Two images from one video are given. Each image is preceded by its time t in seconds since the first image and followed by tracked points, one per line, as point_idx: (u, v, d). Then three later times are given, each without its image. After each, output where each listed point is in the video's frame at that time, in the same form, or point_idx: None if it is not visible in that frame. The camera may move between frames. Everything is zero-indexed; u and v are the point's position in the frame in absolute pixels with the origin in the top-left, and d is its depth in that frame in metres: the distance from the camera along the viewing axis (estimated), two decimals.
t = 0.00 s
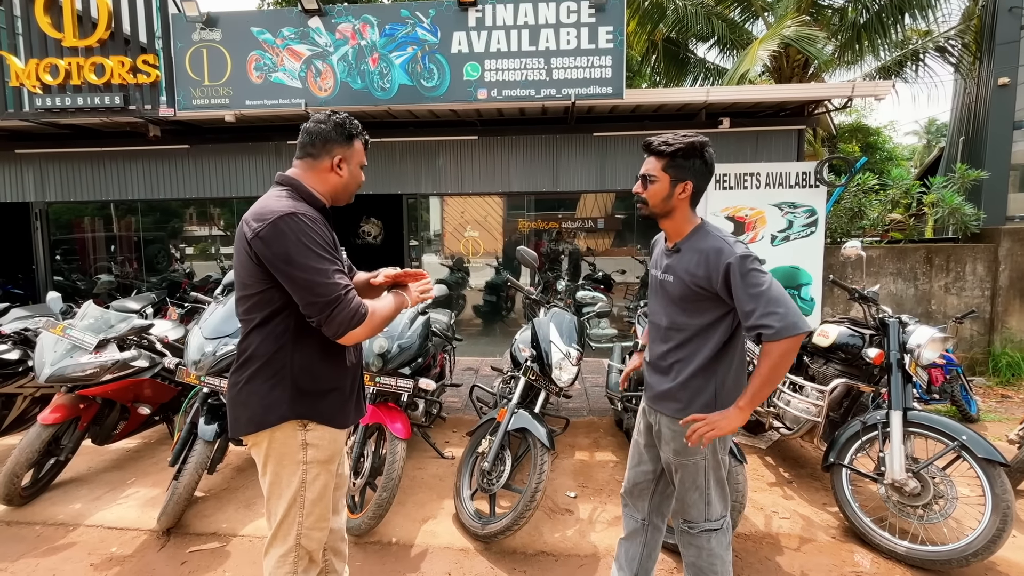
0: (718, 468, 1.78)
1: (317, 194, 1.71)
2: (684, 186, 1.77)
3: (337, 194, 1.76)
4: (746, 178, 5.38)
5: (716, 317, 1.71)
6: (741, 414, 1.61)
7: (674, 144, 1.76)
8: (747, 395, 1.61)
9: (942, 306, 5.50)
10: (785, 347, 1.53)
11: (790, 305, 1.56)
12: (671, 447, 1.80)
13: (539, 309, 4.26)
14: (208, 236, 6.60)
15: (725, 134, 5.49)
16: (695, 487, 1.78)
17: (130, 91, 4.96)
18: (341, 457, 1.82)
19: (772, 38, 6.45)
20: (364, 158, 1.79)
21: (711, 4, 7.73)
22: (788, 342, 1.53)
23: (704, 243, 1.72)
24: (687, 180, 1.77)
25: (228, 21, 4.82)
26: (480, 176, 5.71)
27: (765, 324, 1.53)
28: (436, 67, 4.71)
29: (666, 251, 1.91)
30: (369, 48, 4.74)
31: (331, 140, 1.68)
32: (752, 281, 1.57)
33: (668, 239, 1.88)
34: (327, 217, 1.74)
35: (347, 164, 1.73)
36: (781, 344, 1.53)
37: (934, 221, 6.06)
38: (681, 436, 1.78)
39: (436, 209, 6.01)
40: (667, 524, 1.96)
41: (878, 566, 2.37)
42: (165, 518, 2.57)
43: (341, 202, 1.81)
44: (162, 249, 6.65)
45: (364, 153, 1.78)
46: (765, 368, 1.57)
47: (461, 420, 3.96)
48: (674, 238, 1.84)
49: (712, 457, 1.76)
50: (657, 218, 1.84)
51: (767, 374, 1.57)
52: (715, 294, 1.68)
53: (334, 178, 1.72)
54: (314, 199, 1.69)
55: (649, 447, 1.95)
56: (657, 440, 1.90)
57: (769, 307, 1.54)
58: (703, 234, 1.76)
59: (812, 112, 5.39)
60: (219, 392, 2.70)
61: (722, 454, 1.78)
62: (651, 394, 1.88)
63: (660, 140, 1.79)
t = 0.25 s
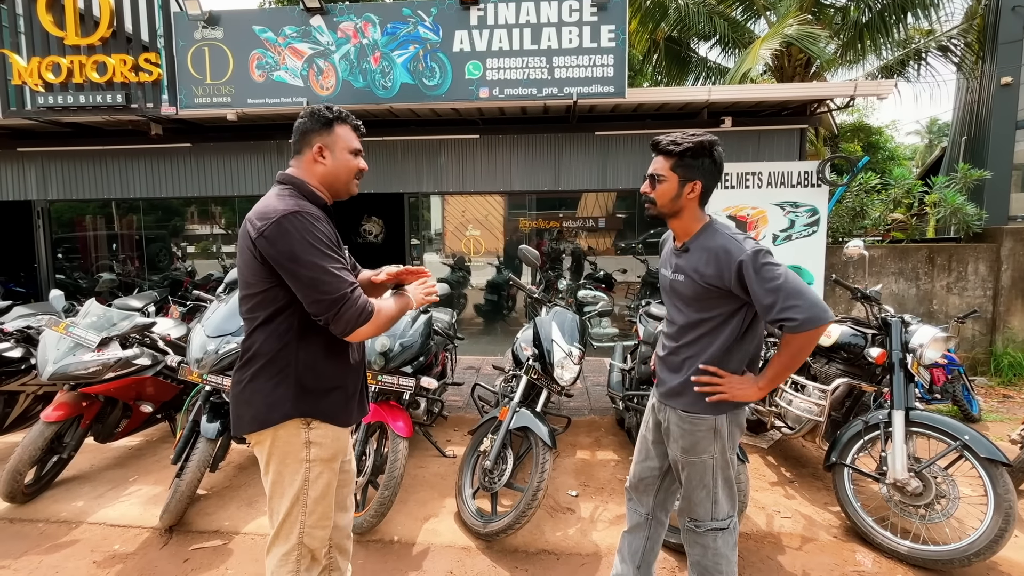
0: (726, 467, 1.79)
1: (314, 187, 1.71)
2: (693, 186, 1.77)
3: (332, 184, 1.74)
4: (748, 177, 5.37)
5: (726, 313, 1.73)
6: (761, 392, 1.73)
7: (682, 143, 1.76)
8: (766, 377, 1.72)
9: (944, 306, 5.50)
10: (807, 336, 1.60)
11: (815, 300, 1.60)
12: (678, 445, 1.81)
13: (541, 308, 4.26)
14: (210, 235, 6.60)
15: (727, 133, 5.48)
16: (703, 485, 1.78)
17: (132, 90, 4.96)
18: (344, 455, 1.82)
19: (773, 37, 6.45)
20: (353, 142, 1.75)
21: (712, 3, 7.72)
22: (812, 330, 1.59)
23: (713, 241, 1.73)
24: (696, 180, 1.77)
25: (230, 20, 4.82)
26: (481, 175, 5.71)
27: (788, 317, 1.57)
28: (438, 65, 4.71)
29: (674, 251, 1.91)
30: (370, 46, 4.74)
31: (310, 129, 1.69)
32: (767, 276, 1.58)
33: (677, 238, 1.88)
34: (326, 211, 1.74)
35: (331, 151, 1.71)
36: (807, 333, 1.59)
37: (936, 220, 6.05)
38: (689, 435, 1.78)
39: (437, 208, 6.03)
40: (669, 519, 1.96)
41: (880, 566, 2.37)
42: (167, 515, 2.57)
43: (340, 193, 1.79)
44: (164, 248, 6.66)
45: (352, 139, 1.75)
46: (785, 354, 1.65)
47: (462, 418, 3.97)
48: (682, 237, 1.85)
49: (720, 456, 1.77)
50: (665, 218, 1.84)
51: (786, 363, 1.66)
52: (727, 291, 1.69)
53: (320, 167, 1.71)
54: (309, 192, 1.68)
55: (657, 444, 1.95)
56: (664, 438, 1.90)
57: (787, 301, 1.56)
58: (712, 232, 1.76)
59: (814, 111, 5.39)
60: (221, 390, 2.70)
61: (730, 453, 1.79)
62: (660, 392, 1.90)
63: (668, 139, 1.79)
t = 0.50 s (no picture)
0: (730, 465, 1.80)
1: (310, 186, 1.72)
2: (698, 185, 1.77)
3: (328, 182, 1.74)
4: (749, 177, 5.37)
5: (729, 312, 1.74)
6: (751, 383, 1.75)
7: (689, 143, 1.76)
8: (759, 369, 1.73)
9: (945, 306, 5.50)
10: (805, 339, 1.62)
11: (819, 303, 1.63)
12: (682, 444, 1.82)
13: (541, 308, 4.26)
14: (210, 234, 6.59)
15: (728, 133, 5.47)
16: (707, 483, 1.79)
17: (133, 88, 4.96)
18: (346, 453, 1.80)
19: (775, 37, 6.45)
20: (346, 138, 1.74)
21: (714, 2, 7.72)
22: (808, 335, 1.62)
23: (718, 240, 1.73)
24: (702, 179, 1.77)
25: (231, 18, 4.82)
26: (482, 174, 5.70)
27: (789, 319, 1.60)
28: (439, 64, 4.71)
29: (678, 250, 1.91)
30: (371, 45, 4.74)
31: (302, 130, 1.70)
32: (774, 277, 1.61)
33: (681, 237, 1.88)
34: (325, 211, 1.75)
35: (323, 150, 1.71)
36: (806, 337, 1.61)
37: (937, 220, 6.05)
38: (693, 432, 1.79)
39: (438, 208, 6.08)
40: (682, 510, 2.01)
41: (881, 566, 2.37)
42: (169, 514, 2.58)
43: (338, 191, 1.78)
44: (164, 247, 6.67)
45: (345, 135, 1.74)
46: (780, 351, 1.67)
47: (463, 417, 3.97)
48: (687, 236, 1.85)
49: (724, 453, 1.79)
50: (670, 217, 1.84)
51: (780, 359, 1.69)
52: (731, 290, 1.70)
53: (315, 166, 1.72)
54: (306, 192, 1.69)
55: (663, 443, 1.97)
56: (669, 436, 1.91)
57: (791, 303, 1.59)
58: (716, 231, 1.76)
59: (816, 110, 5.38)
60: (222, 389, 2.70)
61: (734, 450, 1.80)
62: (662, 391, 1.90)
63: (674, 138, 1.79)
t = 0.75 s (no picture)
0: (722, 457, 1.81)
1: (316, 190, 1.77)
2: (687, 186, 1.77)
3: (333, 186, 1.79)
4: (750, 176, 5.37)
5: (716, 308, 1.75)
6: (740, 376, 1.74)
7: (679, 144, 1.76)
8: (748, 362, 1.73)
9: (945, 306, 5.49)
10: (787, 334, 1.63)
11: (801, 298, 1.63)
12: (676, 437, 1.83)
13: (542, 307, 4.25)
14: (211, 232, 6.58)
15: (728, 132, 5.47)
16: (701, 477, 1.79)
17: (133, 87, 4.95)
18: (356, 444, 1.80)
19: (775, 36, 6.45)
20: (353, 145, 1.77)
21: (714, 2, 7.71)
22: (792, 330, 1.63)
23: (706, 239, 1.74)
24: (691, 180, 1.77)
25: (231, 17, 4.82)
26: (482, 173, 5.70)
27: (772, 315, 1.61)
28: (439, 63, 4.70)
29: (666, 249, 1.91)
30: (372, 44, 4.73)
31: (311, 136, 1.74)
32: (758, 274, 1.62)
33: (670, 236, 1.88)
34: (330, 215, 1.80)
35: (331, 156, 1.74)
36: (789, 331, 1.62)
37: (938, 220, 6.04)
38: (685, 426, 1.79)
39: (438, 207, 6.08)
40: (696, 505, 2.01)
41: (881, 566, 2.37)
42: (168, 513, 2.57)
43: (345, 194, 1.82)
44: (165, 246, 6.66)
45: (352, 141, 1.77)
46: (766, 345, 1.67)
47: (463, 417, 3.97)
48: (675, 236, 1.85)
49: (716, 446, 1.79)
50: (659, 216, 1.84)
51: (763, 353, 1.70)
52: (718, 286, 1.71)
53: (323, 171, 1.77)
54: (310, 194, 1.74)
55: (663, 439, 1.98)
56: (665, 431, 1.93)
57: (775, 300, 1.60)
58: (704, 230, 1.77)
59: (816, 110, 5.38)
60: (222, 387, 2.70)
61: (726, 443, 1.81)
62: (654, 388, 1.91)
63: (665, 139, 1.78)
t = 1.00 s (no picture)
0: (713, 451, 1.81)
1: (330, 192, 1.92)
2: (671, 189, 1.78)
3: (347, 188, 1.93)
4: (750, 176, 5.37)
5: (703, 306, 1.74)
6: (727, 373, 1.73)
7: (662, 148, 1.75)
8: (734, 359, 1.72)
9: (945, 306, 5.50)
10: (769, 330, 1.62)
11: (781, 294, 1.62)
12: (667, 432, 1.82)
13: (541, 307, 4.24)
14: (211, 232, 6.57)
15: (728, 131, 5.46)
16: (692, 471, 1.79)
17: (133, 86, 4.94)
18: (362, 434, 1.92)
19: (775, 35, 6.44)
20: (365, 149, 1.91)
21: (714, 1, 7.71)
22: (774, 326, 1.61)
23: (691, 238, 1.73)
24: (675, 183, 1.77)
25: (231, 16, 4.82)
26: (482, 172, 5.69)
27: (753, 311, 1.59)
28: (439, 62, 4.70)
29: (656, 249, 1.91)
30: (372, 43, 4.73)
31: (326, 143, 1.89)
32: (740, 271, 1.60)
33: (658, 238, 1.89)
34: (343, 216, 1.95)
35: (344, 160, 1.90)
36: (770, 328, 1.61)
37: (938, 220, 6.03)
38: (676, 421, 1.79)
39: (438, 206, 6.04)
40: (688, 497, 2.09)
41: (881, 565, 2.37)
42: (167, 512, 2.57)
43: (356, 197, 1.97)
44: (164, 245, 6.65)
45: (364, 146, 1.91)
46: (749, 342, 1.67)
47: (462, 416, 3.97)
48: (663, 237, 1.85)
49: (707, 440, 1.79)
50: (647, 218, 1.85)
51: (750, 348, 1.68)
52: (703, 284, 1.71)
53: (337, 175, 1.92)
54: (325, 197, 1.89)
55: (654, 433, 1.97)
56: (657, 426, 1.92)
57: (755, 296, 1.59)
58: (690, 230, 1.76)
59: (816, 109, 5.37)
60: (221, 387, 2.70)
61: (717, 437, 1.81)
62: (647, 384, 1.90)
63: (649, 144, 1.79)
